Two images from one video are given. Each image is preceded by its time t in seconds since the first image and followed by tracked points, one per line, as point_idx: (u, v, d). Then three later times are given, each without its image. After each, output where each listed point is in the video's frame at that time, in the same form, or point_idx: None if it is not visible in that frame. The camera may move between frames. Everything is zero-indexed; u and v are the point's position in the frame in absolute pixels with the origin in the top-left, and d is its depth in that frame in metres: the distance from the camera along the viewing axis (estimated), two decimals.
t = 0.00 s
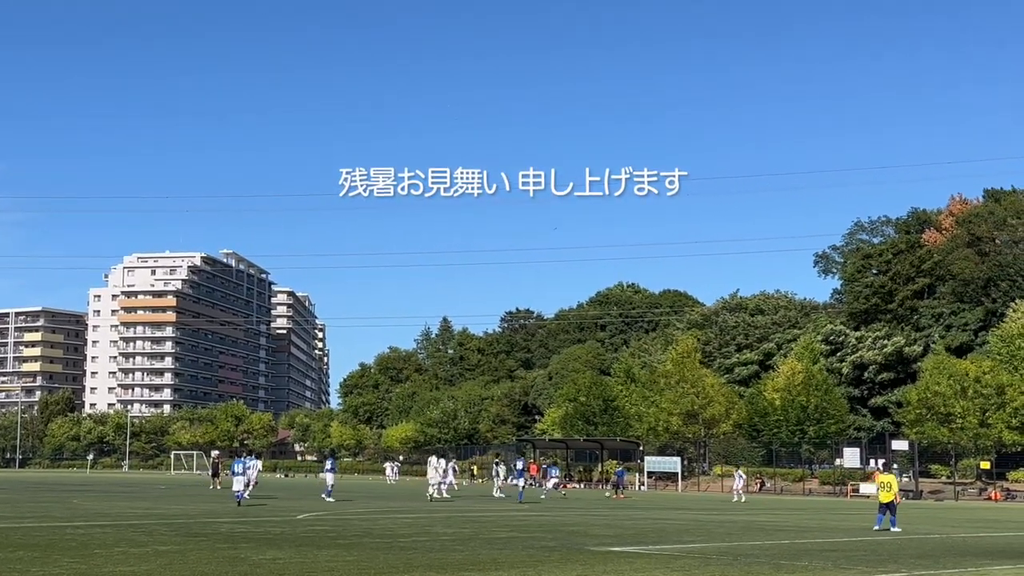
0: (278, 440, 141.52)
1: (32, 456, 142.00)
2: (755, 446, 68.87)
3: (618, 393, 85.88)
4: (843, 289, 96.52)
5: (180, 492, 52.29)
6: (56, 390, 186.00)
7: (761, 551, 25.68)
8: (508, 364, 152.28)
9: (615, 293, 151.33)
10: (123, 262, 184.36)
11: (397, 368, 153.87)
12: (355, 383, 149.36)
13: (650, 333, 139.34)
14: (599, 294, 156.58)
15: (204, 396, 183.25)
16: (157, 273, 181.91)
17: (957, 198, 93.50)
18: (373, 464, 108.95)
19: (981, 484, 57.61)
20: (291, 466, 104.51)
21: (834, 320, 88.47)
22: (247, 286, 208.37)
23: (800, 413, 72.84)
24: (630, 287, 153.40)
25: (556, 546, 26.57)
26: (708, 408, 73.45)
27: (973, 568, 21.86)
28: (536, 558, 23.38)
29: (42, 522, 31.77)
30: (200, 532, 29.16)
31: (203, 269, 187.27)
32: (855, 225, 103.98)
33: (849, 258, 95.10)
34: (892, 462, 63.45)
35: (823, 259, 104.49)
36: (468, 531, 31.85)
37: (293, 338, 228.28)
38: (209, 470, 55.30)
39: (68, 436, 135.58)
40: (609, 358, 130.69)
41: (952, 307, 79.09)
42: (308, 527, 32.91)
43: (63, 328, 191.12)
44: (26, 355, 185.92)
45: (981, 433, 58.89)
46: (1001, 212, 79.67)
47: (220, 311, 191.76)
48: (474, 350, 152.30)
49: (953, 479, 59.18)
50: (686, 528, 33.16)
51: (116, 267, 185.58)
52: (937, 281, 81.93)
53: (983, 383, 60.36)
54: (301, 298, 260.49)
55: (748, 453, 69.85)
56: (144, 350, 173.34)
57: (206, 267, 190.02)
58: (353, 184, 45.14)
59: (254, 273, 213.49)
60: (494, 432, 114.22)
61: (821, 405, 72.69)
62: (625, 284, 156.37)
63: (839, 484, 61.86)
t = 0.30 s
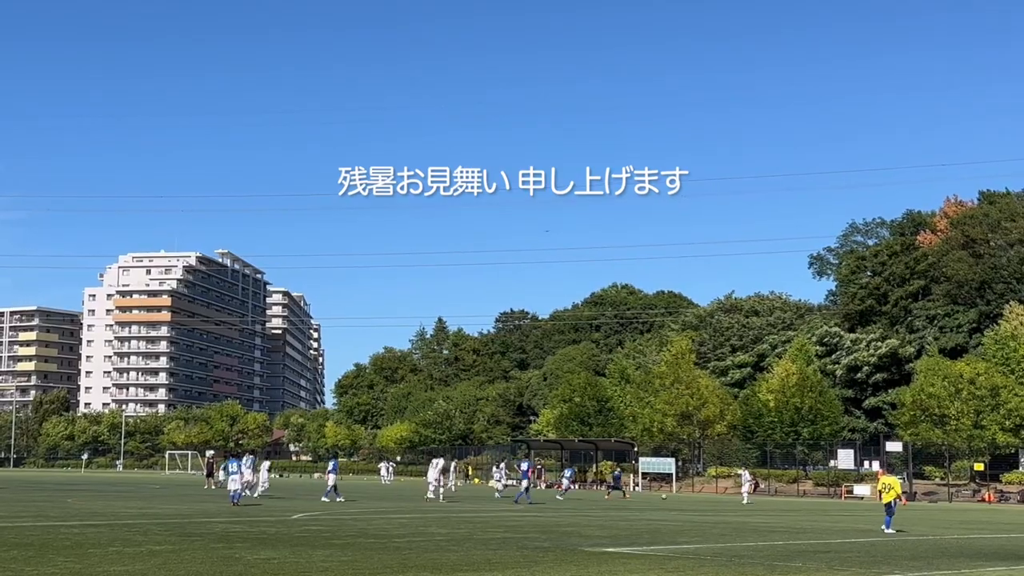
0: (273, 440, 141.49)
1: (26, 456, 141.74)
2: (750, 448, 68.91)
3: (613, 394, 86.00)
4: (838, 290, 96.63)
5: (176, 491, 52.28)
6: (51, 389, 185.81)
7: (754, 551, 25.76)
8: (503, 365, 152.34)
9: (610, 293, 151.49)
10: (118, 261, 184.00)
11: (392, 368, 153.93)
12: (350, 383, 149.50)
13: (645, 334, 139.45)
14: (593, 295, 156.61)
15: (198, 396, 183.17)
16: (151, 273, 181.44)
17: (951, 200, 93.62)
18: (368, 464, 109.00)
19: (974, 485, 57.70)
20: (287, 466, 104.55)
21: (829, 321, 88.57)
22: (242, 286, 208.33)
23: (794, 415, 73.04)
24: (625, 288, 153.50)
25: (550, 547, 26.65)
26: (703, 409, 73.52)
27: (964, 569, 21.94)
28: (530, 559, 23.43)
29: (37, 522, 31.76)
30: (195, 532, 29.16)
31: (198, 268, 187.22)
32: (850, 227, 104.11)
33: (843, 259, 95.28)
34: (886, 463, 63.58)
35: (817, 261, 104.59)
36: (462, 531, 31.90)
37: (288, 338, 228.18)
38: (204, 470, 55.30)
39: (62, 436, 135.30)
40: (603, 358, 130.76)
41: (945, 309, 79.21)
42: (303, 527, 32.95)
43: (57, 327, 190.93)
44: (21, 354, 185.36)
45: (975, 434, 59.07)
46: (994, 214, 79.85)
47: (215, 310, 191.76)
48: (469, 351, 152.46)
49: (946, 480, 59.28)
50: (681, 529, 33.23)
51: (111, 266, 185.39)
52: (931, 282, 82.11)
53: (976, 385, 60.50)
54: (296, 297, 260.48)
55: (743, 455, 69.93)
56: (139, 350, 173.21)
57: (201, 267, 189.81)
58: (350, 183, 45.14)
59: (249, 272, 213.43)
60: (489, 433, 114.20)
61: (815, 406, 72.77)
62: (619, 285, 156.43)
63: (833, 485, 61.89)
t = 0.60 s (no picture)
0: (268, 439, 141.28)
1: (20, 455, 141.65)
2: (744, 447, 68.95)
3: (607, 394, 86.01)
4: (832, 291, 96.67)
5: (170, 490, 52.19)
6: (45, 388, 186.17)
7: (748, 552, 25.72)
8: (497, 365, 152.20)
9: (605, 293, 151.45)
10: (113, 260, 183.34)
11: (386, 367, 153.78)
12: (345, 382, 149.55)
13: (639, 334, 139.43)
14: (588, 295, 156.53)
15: (193, 395, 183.11)
16: (147, 272, 180.65)
17: (945, 201, 93.68)
18: (362, 463, 109.04)
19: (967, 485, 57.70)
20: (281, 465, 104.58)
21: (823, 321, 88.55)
22: (237, 285, 208.19)
23: (788, 415, 73.03)
24: (619, 288, 153.60)
25: (545, 546, 26.62)
26: (697, 409, 73.42)
27: (958, 569, 21.96)
28: (525, 558, 23.37)
29: (31, 521, 31.69)
30: (188, 532, 29.08)
31: (193, 267, 187.07)
32: (844, 228, 104.11)
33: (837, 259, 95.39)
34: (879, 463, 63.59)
35: (811, 262, 104.61)
36: (456, 531, 31.85)
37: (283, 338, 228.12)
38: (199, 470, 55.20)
39: (56, 435, 135.03)
40: (598, 358, 130.76)
41: (939, 309, 79.29)
42: (297, 527, 32.87)
43: (53, 326, 190.61)
44: (15, 353, 185.48)
45: (968, 435, 59.04)
46: (988, 215, 80.25)
47: (211, 310, 191.62)
48: (464, 351, 152.50)
49: (941, 481, 59.27)
50: (674, 529, 33.19)
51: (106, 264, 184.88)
52: (925, 283, 82.17)
53: (970, 385, 60.48)
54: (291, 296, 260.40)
55: (737, 455, 69.92)
56: (134, 349, 173.18)
57: (196, 266, 189.62)
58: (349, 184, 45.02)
59: (244, 271, 213.24)
60: (483, 432, 114.05)
61: (809, 406, 72.79)
62: (614, 285, 156.39)
63: (827, 485, 61.80)
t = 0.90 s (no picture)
0: (262, 438, 141.30)
1: (13, 453, 141.41)
2: (736, 447, 69.01)
3: (600, 394, 86.10)
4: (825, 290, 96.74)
5: (163, 488, 52.12)
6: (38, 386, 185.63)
7: (741, 551, 25.76)
8: (491, 364, 152.20)
9: (599, 293, 151.73)
10: (107, 258, 183.48)
11: (380, 366, 153.78)
12: (339, 380, 149.67)
13: (633, 334, 139.61)
14: (582, 294, 156.69)
15: (187, 393, 183.03)
16: (141, 269, 181.34)
17: (938, 201, 93.88)
18: (356, 462, 109.10)
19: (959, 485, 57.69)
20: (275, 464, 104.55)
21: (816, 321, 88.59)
22: (230, 283, 208.10)
23: (781, 414, 73.18)
24: (613, 288, 153.75)
25: (537, 545, 26.67)
26: (690, 409, 73.55)
27: (951, 569, 21.91)
28: (517, 556, 23.40)
29: (25, 519, 31.68)
30: (180, 530, 29.08)
31: (186, 265, 186.88)
32: (837, 227, 104.24)
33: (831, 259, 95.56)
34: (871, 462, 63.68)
35: (805, 262, 104.76)
36: (449, 530, 31.85)
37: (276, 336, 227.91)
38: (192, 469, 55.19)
39: (50, 433, 134.87)
40: (591, 357, 130.87)
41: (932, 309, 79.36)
42: (290, 524, 32.84)
43: (46, 324, 190.24)
44: (8, 351, 184.87)
45: (961, 434, 59.10)
46: (981, 215, 80.99)
47: (204, 308, 191.48)
48: (458, 349, 152.58)
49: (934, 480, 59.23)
50: (668, 528, 33.20)
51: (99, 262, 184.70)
52: (918, 283, 82.34)
53: (963, 385, 60.65)
54: (285, 295, 260.23)
55: (729, 455, 70.00)
56: (127, 347, 172.96)
57: (190, 264, 189.33)
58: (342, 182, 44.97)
59: (237, 270, 213.06)
60: (477, 431, 114.01)
61: (801, 406, 72.90)
62: (608, 284, 156.51)
63: (818, 484, 61.87)
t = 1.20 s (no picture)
0: (253, 434, 141.28)
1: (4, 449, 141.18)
2: (726, 444, 69.09)
3: (592, 391, 86.18)
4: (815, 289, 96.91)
5: (155, 484, 52.07)
6: (29, 382, 185.14)
7: (732, 548, 25.85)
8: (483, 361, 152.27)
9: (590, 291, 151.89)
10: (98, 254, 183.68)
11: (372, 363, 153.79)
12: (330, 377, 149.67)
13: (624, 332, 139.81)
14: (573, 292, 156.86)
15: (178, 390, 182.90)
16: (133, 265, 179.25)
17: (929, 200, 94.10)
18: (347, 459, 109.10)
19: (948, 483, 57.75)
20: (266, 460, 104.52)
21: (807, 319, 88.71)
22: (222, 280, 207.99)
23: (771, 413, 73.21)
24: (604, 285, 154.05)
25: (528, 542, 26.72)
26: (681, 407, 73.80)
27: (938, 568, 21.99)
28: (509, 554, 23.47)
29: (17, 516, 31.64)
30: (172, 527, 29.09)
31: (178, 262, 186.63)
32: (828, 226, 104.41)
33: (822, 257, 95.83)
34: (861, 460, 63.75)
35: (795, 260, 104.93)
36: (441, 527, 31.90)
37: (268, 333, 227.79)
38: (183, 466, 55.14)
39: (40, 429, 134.65)
40: (582, 355, 130.96)
41: (922, 308, 79.39)
42: (281, 521, 32.87)
43: (37, 320, 190.09)
44: None
45: (951, 433, 59.36)
46: (971, 214, 81.70)
47: (196, 305, 191.33)
48: (450, 347, 152.59)
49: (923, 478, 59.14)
50: (659, 526, 33.27)
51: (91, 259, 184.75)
52: (909, 281, 82.55)
53: (952, 384, 60.83)
54: (277, 292, 260.07)
55: (719, 452, 70.11)
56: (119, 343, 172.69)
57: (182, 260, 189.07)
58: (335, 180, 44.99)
59: (229, 267, 212.87)
60: (468, 428, 114.02)
61: (792, 405, 72.88)
62: (599, 281, 156.63)
63: (809, 482, 61.94)
